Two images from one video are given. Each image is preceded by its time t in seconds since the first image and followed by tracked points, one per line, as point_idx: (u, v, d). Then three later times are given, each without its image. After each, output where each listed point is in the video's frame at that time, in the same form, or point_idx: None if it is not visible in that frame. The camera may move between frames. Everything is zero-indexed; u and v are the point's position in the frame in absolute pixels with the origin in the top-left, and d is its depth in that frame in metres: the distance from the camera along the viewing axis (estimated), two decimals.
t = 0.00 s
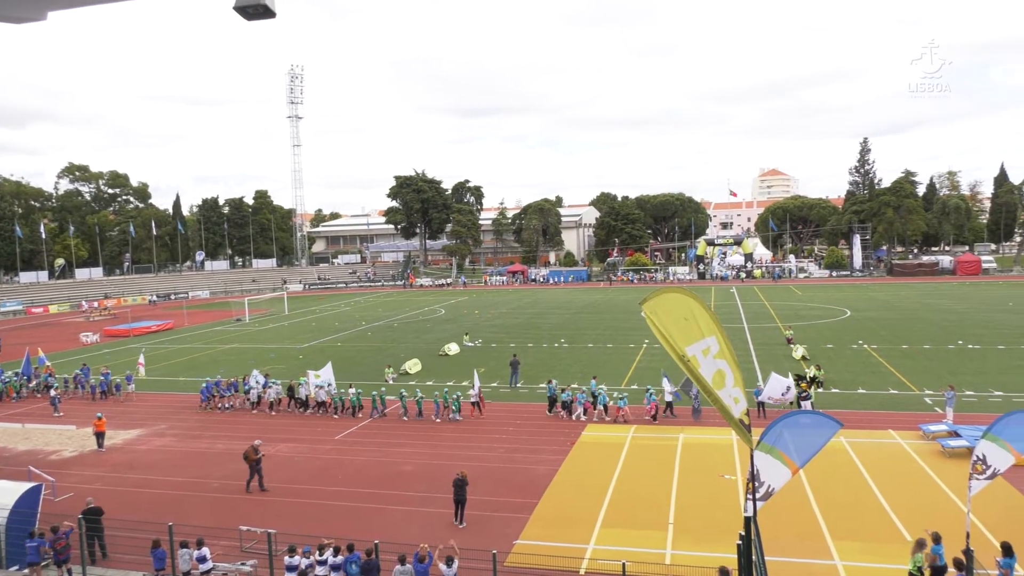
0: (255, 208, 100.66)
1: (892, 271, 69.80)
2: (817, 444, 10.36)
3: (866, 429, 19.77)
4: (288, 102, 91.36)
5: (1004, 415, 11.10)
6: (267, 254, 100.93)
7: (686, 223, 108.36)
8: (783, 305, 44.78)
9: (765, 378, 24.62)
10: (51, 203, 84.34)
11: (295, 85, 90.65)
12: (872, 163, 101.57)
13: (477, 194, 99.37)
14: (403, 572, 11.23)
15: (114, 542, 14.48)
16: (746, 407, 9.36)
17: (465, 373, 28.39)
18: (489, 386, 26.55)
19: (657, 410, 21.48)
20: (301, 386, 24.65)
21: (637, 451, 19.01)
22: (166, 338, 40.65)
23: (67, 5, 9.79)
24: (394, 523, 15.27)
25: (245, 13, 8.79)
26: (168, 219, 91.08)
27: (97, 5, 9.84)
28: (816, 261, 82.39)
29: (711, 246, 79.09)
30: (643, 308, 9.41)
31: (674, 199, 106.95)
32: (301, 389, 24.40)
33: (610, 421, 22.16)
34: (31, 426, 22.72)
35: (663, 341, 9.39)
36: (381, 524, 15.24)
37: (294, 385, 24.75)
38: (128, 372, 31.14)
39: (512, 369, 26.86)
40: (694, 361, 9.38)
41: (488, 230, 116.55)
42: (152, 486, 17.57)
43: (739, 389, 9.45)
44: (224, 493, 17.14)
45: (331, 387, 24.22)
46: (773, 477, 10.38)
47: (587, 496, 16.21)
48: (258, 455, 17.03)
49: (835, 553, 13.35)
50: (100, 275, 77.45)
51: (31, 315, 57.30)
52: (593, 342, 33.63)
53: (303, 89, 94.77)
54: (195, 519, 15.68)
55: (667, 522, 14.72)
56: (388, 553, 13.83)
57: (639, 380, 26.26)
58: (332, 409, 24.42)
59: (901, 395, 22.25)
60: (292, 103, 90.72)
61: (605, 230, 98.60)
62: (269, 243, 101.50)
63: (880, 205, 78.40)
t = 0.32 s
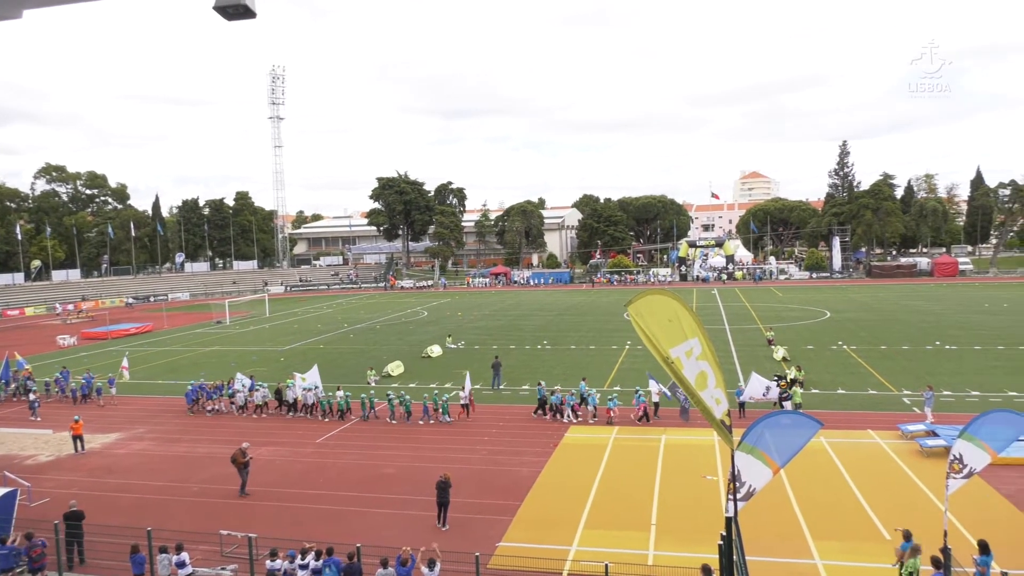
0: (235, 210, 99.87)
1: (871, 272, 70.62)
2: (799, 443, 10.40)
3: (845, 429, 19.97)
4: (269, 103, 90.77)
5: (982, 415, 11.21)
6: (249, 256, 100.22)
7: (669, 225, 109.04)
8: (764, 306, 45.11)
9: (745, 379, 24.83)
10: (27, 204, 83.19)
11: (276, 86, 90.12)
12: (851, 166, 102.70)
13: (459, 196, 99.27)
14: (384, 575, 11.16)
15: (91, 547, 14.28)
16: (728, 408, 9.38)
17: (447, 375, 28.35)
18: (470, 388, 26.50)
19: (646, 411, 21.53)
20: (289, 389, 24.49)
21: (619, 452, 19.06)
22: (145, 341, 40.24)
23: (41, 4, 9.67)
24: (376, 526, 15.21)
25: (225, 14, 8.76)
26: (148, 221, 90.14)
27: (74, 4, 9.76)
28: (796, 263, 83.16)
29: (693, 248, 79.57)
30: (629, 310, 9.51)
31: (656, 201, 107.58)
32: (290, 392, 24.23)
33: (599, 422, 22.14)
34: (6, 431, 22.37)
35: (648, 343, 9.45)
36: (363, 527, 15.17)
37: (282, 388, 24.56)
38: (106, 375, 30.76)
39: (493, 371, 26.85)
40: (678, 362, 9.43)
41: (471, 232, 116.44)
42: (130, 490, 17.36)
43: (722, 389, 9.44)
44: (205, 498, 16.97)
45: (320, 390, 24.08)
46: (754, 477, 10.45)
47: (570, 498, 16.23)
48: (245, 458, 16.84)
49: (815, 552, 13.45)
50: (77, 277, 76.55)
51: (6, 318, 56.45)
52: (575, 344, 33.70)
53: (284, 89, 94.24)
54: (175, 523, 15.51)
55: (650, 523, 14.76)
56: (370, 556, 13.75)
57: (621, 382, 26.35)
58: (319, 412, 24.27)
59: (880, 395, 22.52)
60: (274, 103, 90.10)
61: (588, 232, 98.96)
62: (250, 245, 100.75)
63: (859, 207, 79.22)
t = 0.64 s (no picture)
0: (215, 212, 98.91)
1: (850, 275, 71.39)
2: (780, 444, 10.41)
3: (825, 430, 20.17)
4: (249, 105, 90.04)
5: (959, 415, 11.34)
6: (229, 258, 99.31)
7: (651, 228, 109.60)
8: (745, 309, 45.50)
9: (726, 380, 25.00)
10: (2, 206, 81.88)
11: (257, 87, 89.42)
12: (830, 169, 103.88)
13: (442, 198, 99.14)
14: None
15: (67, 554, 14.05)
16: (709, 410, 9.36)
17: (429, 378, 28.29)
18: (451, 390, 26.41)
19: (636, 413, 21.58)
20: (276, 392, 24.29)
21: (601, 454, 19.11)
22: (122, 344, 39.72)
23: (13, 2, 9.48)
24: (358, 530, 15.13)
25: (204, 14, 8.61)
26: (126, 223, 89.11)
27: (45, 4, 9.57)
28: (776, 266, 83.99)
29: (675, 250, 79.99)
30: (613, 311, 9.65)
31: (638, 204, 108.14)
32: (278, 395, 24.03)
33: (589, 424, 22.12)
34: None
35: (632, 344, 9.62)
36: (345, 531, 15.09)
37: (270, 391, 24.37)
38: (82, 380, 30.32)
39: (475, 373, 26.78)
40: (661, 364, 9.50)
41: (454, 234, 116.33)
42: (108, 496, 17.15)
43: (704, 392, 9.39)
44: (185, 503, 16.77)
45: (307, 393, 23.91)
46: (736, 479, 10.52)
47: (553, 500, 16.24)
48: (234, 463, 16.61)
49: (795, 553, 13.55)
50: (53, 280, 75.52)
51: None
52: (557, 346, 33.78)
53: (265, 91, 93.56)
54: (154, 529, 15.32)
55: (633, 524, 14.79)
56: (352, 560, 13.67)
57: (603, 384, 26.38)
58: (307, 415, 24.11)
59: (859, 396, 22.79)
60: (254, 105, 89.42)
61: (570, 235, 99.26)
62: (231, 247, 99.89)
63: (839, 210, 80.08)
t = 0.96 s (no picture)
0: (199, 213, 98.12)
1: (833, 276, 71.97)
2: (763, 444, 10.55)
3: (809, 430, 20.33)
4: (233, 106, 89.44)
5: (939, 416, 11.48)
6: (212, 260, 98.58)
7: (636, 229, 110.03)
8: (729, 310, 45.75)
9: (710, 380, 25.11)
10: None
11: (240, 87, 88.85)
12: (813, 171, 104.79)
13: (427, 200, 98.95)
14: None
15: (48, 559, 13.87)
16: (693, 411, 9.54)
17: (414, 380, 28.22)
18: (437, 392, 26.37)
19: (628, 414, 21.62)
20: (267, 395, 24.12)
21: (586, 456, 19.17)
22: (104, 347, 39.31)
23: None
24: (343, 532, 15.08)
25: (187, 15, 8.56)
26: (108, 224, 88.23)
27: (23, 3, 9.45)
28: (760, 266, 84.64)
29: (660, 252, 80.28)
30: (601, 313, 9.52)
31: (623, 205, 108.55)
32: (268, 398, 23.86)
33: (582, 426, 22.11)
34: None
35: (619, 346, 9.51)
36: (331, 533, 15.03)
37: (260, 393, 24.17)
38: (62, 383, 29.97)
39: (459, 375, 26.73)
40: (648, 366, 9.47)
41: (440, 236, 116.20)
42: (90, 500, 16.97)
43: (689, 393, 9.57)
44: (169, 507, 16.62)
45: (298, 396, 23.75)
46: (721, 479, 10.58)
47: (539, 502, 16.25)
48: (224, 466, 16.48)
49: (779, 552, 13.64)
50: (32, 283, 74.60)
51: None
52: (543, 348, 33.81)
53: (248, 92, 92.95)
54: (137, 534, 15.17)
55: (618, 525, 14.85)
56: (338, 563, 13.61)
57: (588, 386, 26.42)
58: (298, 418, 23.97)
59: (842, 396, 22.99)
60: (238, 106, 88.86)
61: (556, 236, 99.41)
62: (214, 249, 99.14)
63: (822, 212, 80.75)
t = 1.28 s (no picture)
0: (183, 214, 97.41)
1: (817, 277, 72.56)
2: (749, 445, 10.56)
3: (794, 431, 20.47)
4: (218, 106, 88.85)
5: (923, 416, 11.59)
6: (197, 261, 97.95)
7: (622, 231, 110.42)
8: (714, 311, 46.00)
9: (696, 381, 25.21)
10: None
11: (225, 87, 88.25)
12: (798, 174, 105.62)
13: (414, 201, 98.76)
14: None
15: (30, 563, 13.70)
16: (679, 411, 9.53)
17: (400, 381, 28.16)
18: (424, 394, 26.33)
19: (621, 415, 21.63)
20: (259, 397, 23.91)
21: (573, 457, 19.20)
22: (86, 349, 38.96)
23: None
24: (329, 534, 15.00)
25: (170, 15, 8.51)
26: (90, 225, 87.42)
27: None
28: (745, 268, 85.19)
29: (646, 253, 80.60)
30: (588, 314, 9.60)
31: (609, 206, 108.91)
32: (260, 400, 23.64)
33: (575, 427, 22.11)
34: None
35: (606, 346, 9.57)
36: (317, 536, 14.94)
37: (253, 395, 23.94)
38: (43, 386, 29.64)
39: (445, 376, 26.69)
40: (635, 367, 9.50)
41: (426, 237, 116.08)
42: (73, 504, 16.78)
43: (674, 394, 9.58)
44: (153, 511, 16.46)
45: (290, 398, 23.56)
46: (706, 479, 10.63)
47: (526, 504, 16.24)
48: (218, 469, 16.33)
49: (765, 552, 13.72)
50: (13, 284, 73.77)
51: None
52: (530, 349, 33.84)
53: (234, 92, 92.32)
54: (121, 538, 15.02)
55: (604, 526, 14.88)
56: (324, 566, 13.53)
57: (575, 387, 26.48)
58: (291, 420, 23.79)
59: (827, 396, 23.18)
60: (223, 106, 88.29)
61: (543, 238, 99.58)
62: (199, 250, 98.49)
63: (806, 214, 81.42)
